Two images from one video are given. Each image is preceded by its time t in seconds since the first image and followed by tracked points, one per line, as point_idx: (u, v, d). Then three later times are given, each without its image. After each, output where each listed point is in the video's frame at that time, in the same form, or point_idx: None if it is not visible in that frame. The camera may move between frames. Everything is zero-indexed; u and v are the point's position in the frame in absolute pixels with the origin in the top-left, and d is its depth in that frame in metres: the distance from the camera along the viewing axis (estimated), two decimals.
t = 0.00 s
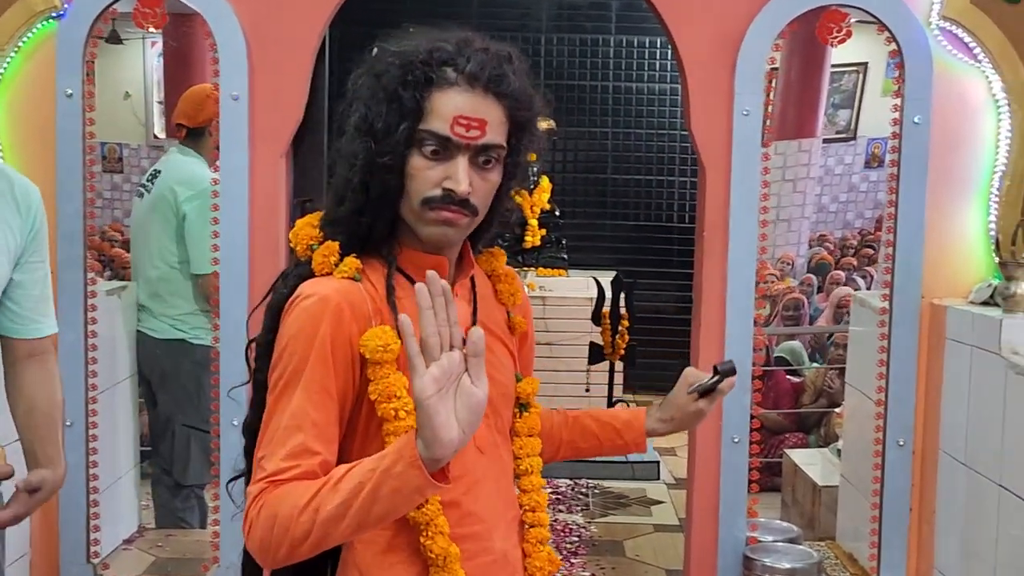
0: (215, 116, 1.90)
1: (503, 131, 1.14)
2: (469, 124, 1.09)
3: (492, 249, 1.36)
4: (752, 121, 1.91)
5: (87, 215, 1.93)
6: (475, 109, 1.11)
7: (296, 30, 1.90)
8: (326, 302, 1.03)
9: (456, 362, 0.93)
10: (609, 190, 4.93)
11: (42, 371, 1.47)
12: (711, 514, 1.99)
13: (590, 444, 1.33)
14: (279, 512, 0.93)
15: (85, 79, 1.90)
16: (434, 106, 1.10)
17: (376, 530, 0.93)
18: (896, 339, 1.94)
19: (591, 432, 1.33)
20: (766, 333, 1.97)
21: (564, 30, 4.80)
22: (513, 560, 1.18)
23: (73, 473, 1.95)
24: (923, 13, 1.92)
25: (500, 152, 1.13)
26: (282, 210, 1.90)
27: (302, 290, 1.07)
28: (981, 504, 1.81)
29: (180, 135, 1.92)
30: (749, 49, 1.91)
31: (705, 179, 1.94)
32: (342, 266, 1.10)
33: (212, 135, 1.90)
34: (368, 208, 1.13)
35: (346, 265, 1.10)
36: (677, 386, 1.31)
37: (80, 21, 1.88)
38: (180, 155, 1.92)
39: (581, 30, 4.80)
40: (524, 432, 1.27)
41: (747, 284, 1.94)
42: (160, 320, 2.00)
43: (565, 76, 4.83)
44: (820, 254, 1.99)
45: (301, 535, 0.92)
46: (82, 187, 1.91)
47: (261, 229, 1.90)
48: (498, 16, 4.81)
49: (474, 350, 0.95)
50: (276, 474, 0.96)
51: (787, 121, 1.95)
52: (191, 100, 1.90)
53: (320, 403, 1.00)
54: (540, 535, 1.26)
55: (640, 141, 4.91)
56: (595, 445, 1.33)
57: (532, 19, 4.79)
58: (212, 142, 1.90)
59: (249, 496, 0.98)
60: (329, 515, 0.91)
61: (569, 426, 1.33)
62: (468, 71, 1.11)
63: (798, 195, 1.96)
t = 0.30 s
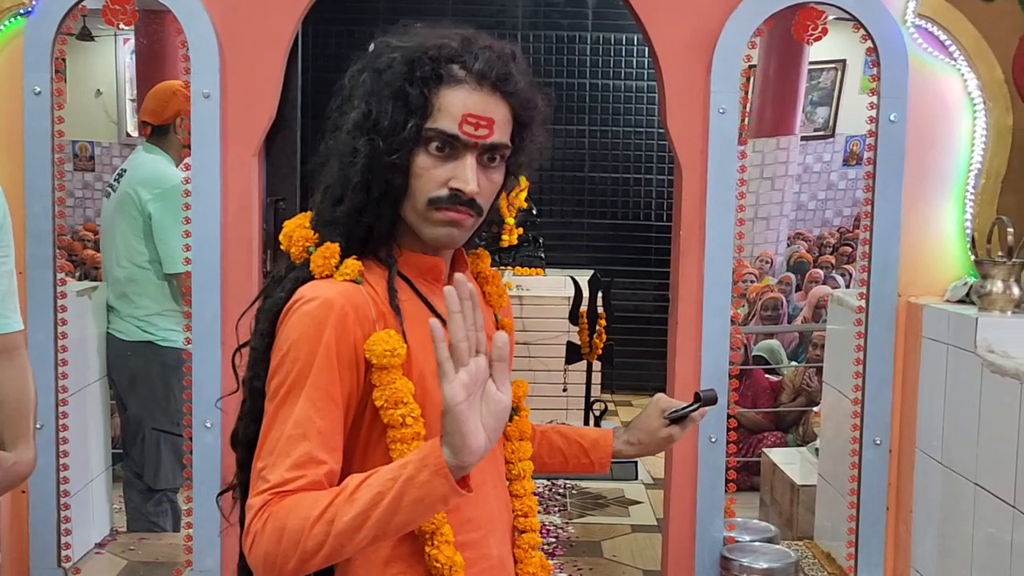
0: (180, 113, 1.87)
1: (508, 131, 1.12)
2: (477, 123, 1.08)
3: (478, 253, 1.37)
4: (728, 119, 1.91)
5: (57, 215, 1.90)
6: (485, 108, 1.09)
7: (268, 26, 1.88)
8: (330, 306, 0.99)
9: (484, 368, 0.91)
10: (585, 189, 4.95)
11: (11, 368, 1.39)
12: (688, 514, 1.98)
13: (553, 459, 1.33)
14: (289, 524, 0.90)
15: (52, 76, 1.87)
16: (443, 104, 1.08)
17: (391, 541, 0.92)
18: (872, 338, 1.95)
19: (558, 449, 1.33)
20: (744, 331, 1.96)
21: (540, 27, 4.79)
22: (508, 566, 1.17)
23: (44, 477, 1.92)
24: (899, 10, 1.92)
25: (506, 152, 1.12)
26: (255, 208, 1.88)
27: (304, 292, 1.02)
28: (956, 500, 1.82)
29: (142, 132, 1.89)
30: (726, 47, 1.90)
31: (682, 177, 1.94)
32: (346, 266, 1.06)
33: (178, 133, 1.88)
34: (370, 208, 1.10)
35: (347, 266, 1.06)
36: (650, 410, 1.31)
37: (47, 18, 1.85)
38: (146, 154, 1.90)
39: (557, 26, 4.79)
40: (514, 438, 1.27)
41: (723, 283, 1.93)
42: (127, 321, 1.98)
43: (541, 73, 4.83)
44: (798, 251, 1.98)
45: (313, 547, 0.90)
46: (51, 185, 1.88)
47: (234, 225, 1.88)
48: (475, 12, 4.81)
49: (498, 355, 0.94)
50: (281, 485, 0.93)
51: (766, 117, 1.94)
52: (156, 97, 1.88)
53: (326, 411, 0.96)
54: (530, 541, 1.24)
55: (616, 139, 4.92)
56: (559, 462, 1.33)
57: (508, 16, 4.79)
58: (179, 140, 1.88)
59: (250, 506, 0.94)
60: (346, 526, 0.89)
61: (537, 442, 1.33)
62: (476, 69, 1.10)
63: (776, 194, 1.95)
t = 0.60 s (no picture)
0: (145, 111, 1.91)
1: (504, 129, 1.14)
2: (478, 122, 1.09)
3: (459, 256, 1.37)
4: (696, 121, 1.95)
5: (35, 216, 1.92)
6: (484, 106, 1.11)
7: (245, 30, 1.90)
8: (336, 313, 1.01)
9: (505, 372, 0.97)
10: (559, 190, 5.02)
11: None
12: (659, 508, 2.03)
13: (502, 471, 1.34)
14: (304, 532, 0.92)
15: (30, 79, 1.89)
16: (444, 104, 1.09)
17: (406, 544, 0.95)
18: (837, 334, 2.00)
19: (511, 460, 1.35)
20: (713, 329, 2.01)
21: (514, 31, 4.85)
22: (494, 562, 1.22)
23: (24, 476, 1.94)
24: (863, 14, 1.96)
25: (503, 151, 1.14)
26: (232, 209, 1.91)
27: (307, 298, 1.03)
28: (920, 494, 1.86)
29: (108, 134, 1.93)
30: (695, 52, 1.94)
31: (653, 178, 1.98)
32: (346, 271, 1.07)
33: (143, 131, 1.91)
34: (368, 211, 1.10)
35: (350, 271, 1.07)
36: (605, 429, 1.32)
37: (25, 22, 1.87)
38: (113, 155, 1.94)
39: (531, 31, 4.86)
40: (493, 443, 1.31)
41: (693, 282, 1.98)
42: (102, 324, 2.02)
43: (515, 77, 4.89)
44: (767, 250, 2.02)
45: (328, 554, 0.92)
46: (30, 186, 1.90)
47: (211, 226, 1.91)
48: (451, 16, 4.86)
49: (515, 360, 1.01)
50: (292, 492, 0.94)
51: (737, 118, 1.98)
52: (118, 98, 1.91)
53: (332, 418, 0.97)
54: (511, 541, 1.35)
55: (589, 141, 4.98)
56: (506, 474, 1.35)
57: (482, 20, 4.86)
58: (144, 138, 1.92)
59: (258, 515, 0.96)
60: (365, 532, 0.92)
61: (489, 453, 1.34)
62: (475, 69, 1.11)
63: (746, 193, 2.00)
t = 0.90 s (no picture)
0: (122, 117, 2.01)
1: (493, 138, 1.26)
2: (474, 134, 1.20)
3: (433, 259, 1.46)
4: (657, 130, 2.07)
5: (30, 219, 2.01)
6: (478, 118, 1.21)
7: (231, 44, 2.00)
8: (345, 320, 1.10)
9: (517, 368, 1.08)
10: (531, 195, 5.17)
11: None
12: (624, 493, 2.16)
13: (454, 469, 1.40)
14: (323, 527, 1.01)
15: (25, 88, 1.97)
16: (442, 116, 1.19)
17: (418, 534, 1.06)
18: (789, 327, 2.14)
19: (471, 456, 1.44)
20: (674, 324, 2.13)
21: (487, 44, 4.99)
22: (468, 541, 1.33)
23: (20, 467, 2.03)
24: (812, 28, 2.09)
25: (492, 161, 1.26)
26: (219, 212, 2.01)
27: (312, 304, 1.11)
28: (867, 481, 1.97)
29: (89, 142, 2.04)
30: (657, 65, 2.06)
31: (617, 184, 2.10)
32: (348, 275, 1.16)
33: (122, 138, 2.02)
34: (367, 217, 1.19)
35: (350, 277, 1.16)
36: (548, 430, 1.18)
37: (20, 34, 1.96)
38: (94, 163, 2.05)
39: (504, 43, 5.00)
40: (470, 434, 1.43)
41: (654, 281, 2.11)
42: (92, 323, 2.12)
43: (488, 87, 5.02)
44: (729, 249, 2.16)
45: (348, 546, 1.01)
46: (25, 191, 2.00)
47: (200, 229, 2.01)
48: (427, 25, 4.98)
49: (522, 354, 1.12)
50: (307, 490, 1.03)
51: (699, 125, 2.12)
52: (97, 106, 2.02)
53: (342, 418, 1.06)
54: (485, 525, 1.48)
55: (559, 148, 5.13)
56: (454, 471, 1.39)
57: (459, 33, 4.96)
58: (123, 144, 2.02)
59: (272, 513, 1.04)
60: (383, 525, 1.02)
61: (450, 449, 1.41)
62: (470, 84, 1.22)
63: (708, 196, 2.14)
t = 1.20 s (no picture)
0: (125, 131, 2.19)
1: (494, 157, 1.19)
2: (480, 153, 1.11)
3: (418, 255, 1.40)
4: (621, 140, 2.27)
5: (45, 223, 2.19)
6: (484, 139, 1.12)
7: (230, 61, 2.19)
8: (362, 314, 1.00)
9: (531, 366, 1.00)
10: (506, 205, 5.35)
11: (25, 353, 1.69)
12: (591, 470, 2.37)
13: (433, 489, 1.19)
14: (358, 512, 0.92)
15: (40, 103, 2.15)
16: (451, 138, 1.09)
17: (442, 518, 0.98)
18: (741, 321, 2.36)
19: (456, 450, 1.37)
20: (635, 319, 2.34)
21: (467, 63, 5.18)
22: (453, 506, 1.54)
23: (37, 451, 2.22)
24: (761, 49, 2.32)
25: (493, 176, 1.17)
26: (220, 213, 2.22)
27: (333, 302, 1.02)
28: (808, 457, 2.17)
29: (94, 153, 2.19)
30: (619, 81, 2.26)
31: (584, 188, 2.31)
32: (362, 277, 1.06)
33: (125, 149, 2.20)
34: (379, 227, 1.09)
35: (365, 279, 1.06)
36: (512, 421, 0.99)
37: (36, 52, 2.13)
38: (102, 174, 2.20)
39: (483, 63, 5.19)
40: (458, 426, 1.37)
41: (618, 278, 2.30)
42: (105, 320, 2.27)
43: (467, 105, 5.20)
44: (689, 250, 2.38)
45: (381, 530, 0.93)
46: (40, 197, 2.17)
47: (203, 226, 2.21)
48: (413, 50, 5.19)
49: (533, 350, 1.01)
50: (336, 479, 0.94)
51: (661, 135, 2.32)
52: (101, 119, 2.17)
53: (366, 410, 0.97)
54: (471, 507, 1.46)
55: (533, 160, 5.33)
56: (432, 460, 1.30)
57: (441, 54, 5.19)
58: (127, 155, 2.20)
59: (304, 503, 0.94)
60: (416, 508, 0.94)
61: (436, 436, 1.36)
62: (477, 108, 1.12)
63: (669, 202, 2.35)
